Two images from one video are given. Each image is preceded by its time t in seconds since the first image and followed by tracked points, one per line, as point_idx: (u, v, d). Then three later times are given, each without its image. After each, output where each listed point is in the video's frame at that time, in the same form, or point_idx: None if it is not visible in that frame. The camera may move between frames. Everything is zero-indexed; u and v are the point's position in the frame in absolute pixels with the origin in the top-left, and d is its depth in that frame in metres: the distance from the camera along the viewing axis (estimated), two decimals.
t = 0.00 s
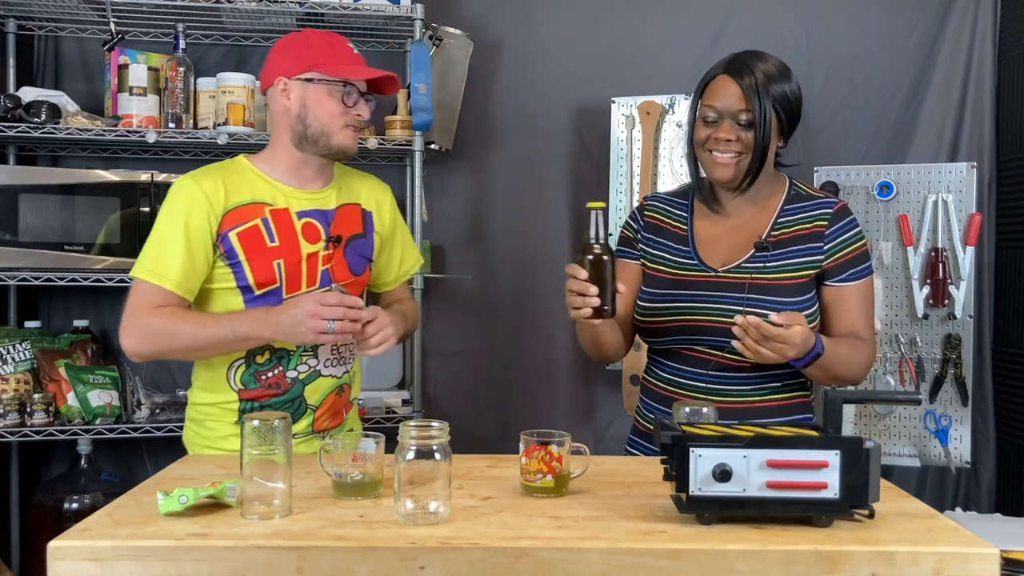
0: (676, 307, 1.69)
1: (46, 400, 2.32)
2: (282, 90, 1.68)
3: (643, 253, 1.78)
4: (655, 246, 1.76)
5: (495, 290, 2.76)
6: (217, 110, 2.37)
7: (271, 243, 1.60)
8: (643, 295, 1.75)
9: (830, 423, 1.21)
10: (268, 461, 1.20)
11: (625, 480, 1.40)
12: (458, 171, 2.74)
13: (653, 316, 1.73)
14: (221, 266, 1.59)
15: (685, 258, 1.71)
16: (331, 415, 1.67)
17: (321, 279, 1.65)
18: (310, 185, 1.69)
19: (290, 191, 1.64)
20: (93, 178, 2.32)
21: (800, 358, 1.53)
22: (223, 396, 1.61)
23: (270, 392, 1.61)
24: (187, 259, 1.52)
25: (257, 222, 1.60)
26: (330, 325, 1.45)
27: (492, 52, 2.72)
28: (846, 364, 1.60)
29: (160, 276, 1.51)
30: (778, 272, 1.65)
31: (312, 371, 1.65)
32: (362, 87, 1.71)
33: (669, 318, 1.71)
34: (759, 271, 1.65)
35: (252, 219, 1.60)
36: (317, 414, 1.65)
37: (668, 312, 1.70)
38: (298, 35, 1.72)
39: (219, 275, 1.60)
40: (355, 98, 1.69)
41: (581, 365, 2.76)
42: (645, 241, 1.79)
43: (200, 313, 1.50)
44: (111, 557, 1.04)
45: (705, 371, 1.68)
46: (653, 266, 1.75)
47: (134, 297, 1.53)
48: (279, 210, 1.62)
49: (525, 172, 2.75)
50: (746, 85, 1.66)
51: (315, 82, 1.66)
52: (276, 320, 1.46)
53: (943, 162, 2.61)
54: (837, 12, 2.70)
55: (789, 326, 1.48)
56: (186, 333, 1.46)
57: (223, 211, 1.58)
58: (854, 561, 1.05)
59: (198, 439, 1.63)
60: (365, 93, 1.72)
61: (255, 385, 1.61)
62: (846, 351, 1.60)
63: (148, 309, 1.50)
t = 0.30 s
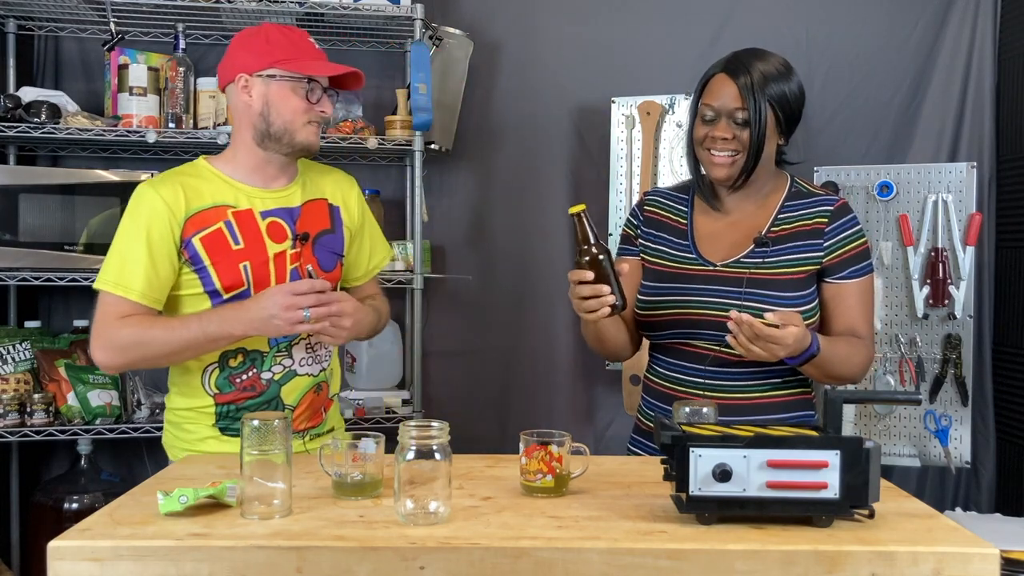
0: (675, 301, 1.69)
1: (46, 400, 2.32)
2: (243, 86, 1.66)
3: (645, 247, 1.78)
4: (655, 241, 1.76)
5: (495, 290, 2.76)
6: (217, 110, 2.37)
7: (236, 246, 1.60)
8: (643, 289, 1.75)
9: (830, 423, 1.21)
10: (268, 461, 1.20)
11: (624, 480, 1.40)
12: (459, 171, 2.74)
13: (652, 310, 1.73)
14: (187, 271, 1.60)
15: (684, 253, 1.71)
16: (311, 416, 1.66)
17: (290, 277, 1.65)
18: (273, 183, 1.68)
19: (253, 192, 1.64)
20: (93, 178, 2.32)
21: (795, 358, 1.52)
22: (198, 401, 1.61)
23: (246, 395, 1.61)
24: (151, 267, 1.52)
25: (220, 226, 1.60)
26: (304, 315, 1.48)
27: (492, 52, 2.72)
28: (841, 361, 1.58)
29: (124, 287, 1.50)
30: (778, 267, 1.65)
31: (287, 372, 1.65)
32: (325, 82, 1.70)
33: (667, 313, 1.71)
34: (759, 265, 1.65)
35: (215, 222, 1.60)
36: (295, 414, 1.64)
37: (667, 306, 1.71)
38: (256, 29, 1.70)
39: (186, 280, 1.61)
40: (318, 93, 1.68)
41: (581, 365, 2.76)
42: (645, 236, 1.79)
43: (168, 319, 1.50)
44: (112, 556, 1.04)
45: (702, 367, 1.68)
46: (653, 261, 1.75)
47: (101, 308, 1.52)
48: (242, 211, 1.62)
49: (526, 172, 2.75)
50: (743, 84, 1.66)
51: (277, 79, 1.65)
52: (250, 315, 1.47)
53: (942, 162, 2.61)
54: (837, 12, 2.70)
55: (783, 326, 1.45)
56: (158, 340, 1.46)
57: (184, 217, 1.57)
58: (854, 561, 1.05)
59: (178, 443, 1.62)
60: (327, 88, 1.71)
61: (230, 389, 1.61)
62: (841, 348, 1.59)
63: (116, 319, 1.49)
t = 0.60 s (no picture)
0: (679, 299, 1.70)
1: (46, 400, 2.32)
2: (226, 85, 1.66)
3: (652, 245, 1.78)
4: (661, 239, 1.77)
5: (495, 290, 2.76)
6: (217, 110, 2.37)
7: (217, 246, 1.60)
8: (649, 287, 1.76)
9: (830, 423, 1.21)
10: (268, 461, 1.20)
11: (624, 480, 1.40)
12: (459, 171, 2.74)
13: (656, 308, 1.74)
14: (168, 274, 1.60)
15: (689, 250, 1.72)
16: (299, 415, 1.66)
17: (273, 277, 1.66)
18: (255, 183, 1.68)
19: (233, 192, 1.65)
20: (94, 178, 2.33)
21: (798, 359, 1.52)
22: (186, 403, 1.61)
23: (233, 395, 1.61)
24: (129, 272, 1.52)
25: (201, 227, 1.60)
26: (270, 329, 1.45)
27: (492, 52, 2.72)
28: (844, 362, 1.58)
29: (103, 292, 1.51)
30: (784, 267, 1.65)
31: (274, 371, 1.64)
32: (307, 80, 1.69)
33: (670, 310, 1.71)
34: (764, 264, 1.66)
35: (195, 224, 1.60)
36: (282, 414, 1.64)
37: (670, 304, 1.71)
38: (237, 28, 1.70)
39: (167, 283, 1.60)
40: (300, 91, 1.68)
41: (582, 366, 2.76)
42: (651, 234, 1.80)
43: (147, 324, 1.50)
44: (112, 557, 1.04)
45: (706, 365, 1.68)
46: (657, 258, 1.76)
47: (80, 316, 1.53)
48: (222, 211, 1.62)
49: (526, 172, 2.75)
50: (733, 86, 1.65)
51: (259, 77, 1.65)
52: (220, 322, 1.45)
53: (942, 162, 2.61)
54: (837, 12, 2.70)
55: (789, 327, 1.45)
56: (136, 345, 1.46)
57: (163, 219, 1.57)
58: (854, 561, 1.05)
59: (169, 445, 1.64)
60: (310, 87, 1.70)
61: (217, 390, 1.61)
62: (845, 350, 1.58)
63: (97, 325, 1.50)
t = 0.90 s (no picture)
0: (689, 303, 1.69)
1: (46, 400, 2.32)
2: (215, 84, 1.66)
3: (660, 248, 1.78)
4: (669, 240, 1.77)
5: (495, 290, 2.76)
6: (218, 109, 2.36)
7: (208, 247, 1.60)
8: (657, 289, 1.75)
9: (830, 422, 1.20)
10: (268, 461, 1.20)
11: (624, 480, 1.40)
12: (459, 171, 2.74)
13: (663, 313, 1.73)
14: (161, 275, 1.60)
15: (699, 254, 1.72)
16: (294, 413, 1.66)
17: (265, 277, 1.65)
18: (246, 183, 1.68)
19: (224, 192, 1.65)
20: (94, 178, 2.33)
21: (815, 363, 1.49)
22: (181, 403, 1.61)
23: (227, 395, 1.61)
24: (122, 273, 1.52)
25: (192, 228, 1.60)
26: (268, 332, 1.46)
27: (491, 52, 2.72)
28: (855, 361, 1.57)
29: (96, 293, 1.51)
30: (795, 269, 1.65)
31: (268, 370, 1.64)
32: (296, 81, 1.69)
33: (678, 314, 1.70)
34: (775, 267, 1.66)
35: (186, 224, 1.60)
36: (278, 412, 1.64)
37: (679, 310, 1.70)
38: (230, 29, 1.70)
39: (160, 284, 1.61)
40: (289, 92, 1.68)
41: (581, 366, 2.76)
42: (659, 236, 1.79)
43: (141, 325, 1.50)
44: (111, 557, 1.04)
45: (715, 366, 1.68)
46: (666, 261, 1.76)
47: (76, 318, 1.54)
48: (213, 212, 1.62)
49: (525, 172, 2.75)
50: (740, 94, 1.64)
51: (247, 77, 1.65)
52: (216, 323, 1.45)
53: (942, 162, 2.61)
54: (837, 12, 2.70)
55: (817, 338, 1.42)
56: (131, 346, 1.47)
57: (155, 220, 1.57)
58: (854, 561, 1.05)
59: (163, 445, 1.64)
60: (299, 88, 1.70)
61: (211, 390, 1.61)
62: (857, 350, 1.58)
63: (92, 326, 1.50)
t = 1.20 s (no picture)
0: (705, 312, 1.69)
1: (46, 400, 2.32)
2: (211, 85, 1.67)
3: (665, 255, 1.77)
4: (673, 246, 1.76)
5: (495, 289, 2.76)
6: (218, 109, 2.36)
7: (205, 245, 1.60)
8: (665, 299, 1.74)
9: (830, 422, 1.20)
10: (268, 461, 1.20)
11: (624, 480, 1.40)
12: (459, 171, 2.74)
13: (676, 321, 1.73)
14: (157, 272, 1.60)
15: (707, 261, 1.71)
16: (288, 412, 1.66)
17: (262, 276, 1.66)
18: (243, 183, 1.69)
19: (223, 191, 1.65)
20: (93, 178, 2.32)
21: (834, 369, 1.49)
22: (174, 402, 1.61)
23: (221, 393, 1.61)
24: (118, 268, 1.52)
25: (189, 225, 1.60)
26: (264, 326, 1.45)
27: (491, 52, 2.72)
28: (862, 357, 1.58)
29: (92, 288, 1.51)
30: (805, 273, 1.65)
31: (262, 370, 1.64)
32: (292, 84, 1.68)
33: (693, 323, 1.70)
34: (784, 272, 1.65)
35: (183, 222, 1.60)
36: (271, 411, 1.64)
37: (689, 317, 1.71)
38: (230, 29, 1.69)
39: (156, 280, 1.61)
40: (284, 96, 1.66)
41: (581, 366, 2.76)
42: (663, 242, 1.78)
43: (138, 320, 1.50)
44: (111, 557, 1.04)
45: (727, 372, 1.69)
46: (672, 268, 1.75)
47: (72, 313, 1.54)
48: (211, 210, 1.63)
49: (525, 172, 2.75)
50: (747, 95, 1.62)
51: (241, 79, 1.64)
52: (212, 318, 1.44)
53: (942, 162, 2.61)
54: (837, 12, 2.70)
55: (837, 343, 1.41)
56: (126, 341, 1.47)
57: (152, 216, 1.58)
58: (854, 561, 1.05)
59: (156, 445, 1.63)
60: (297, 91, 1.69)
61: (204, 389, 1.61)
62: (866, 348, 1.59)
63: (88, 322, 1.51)
